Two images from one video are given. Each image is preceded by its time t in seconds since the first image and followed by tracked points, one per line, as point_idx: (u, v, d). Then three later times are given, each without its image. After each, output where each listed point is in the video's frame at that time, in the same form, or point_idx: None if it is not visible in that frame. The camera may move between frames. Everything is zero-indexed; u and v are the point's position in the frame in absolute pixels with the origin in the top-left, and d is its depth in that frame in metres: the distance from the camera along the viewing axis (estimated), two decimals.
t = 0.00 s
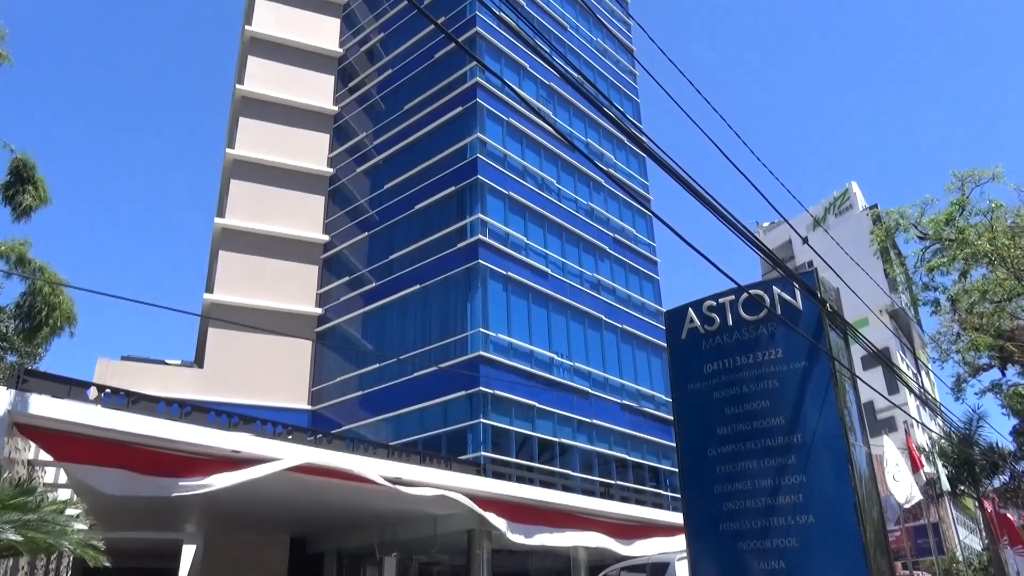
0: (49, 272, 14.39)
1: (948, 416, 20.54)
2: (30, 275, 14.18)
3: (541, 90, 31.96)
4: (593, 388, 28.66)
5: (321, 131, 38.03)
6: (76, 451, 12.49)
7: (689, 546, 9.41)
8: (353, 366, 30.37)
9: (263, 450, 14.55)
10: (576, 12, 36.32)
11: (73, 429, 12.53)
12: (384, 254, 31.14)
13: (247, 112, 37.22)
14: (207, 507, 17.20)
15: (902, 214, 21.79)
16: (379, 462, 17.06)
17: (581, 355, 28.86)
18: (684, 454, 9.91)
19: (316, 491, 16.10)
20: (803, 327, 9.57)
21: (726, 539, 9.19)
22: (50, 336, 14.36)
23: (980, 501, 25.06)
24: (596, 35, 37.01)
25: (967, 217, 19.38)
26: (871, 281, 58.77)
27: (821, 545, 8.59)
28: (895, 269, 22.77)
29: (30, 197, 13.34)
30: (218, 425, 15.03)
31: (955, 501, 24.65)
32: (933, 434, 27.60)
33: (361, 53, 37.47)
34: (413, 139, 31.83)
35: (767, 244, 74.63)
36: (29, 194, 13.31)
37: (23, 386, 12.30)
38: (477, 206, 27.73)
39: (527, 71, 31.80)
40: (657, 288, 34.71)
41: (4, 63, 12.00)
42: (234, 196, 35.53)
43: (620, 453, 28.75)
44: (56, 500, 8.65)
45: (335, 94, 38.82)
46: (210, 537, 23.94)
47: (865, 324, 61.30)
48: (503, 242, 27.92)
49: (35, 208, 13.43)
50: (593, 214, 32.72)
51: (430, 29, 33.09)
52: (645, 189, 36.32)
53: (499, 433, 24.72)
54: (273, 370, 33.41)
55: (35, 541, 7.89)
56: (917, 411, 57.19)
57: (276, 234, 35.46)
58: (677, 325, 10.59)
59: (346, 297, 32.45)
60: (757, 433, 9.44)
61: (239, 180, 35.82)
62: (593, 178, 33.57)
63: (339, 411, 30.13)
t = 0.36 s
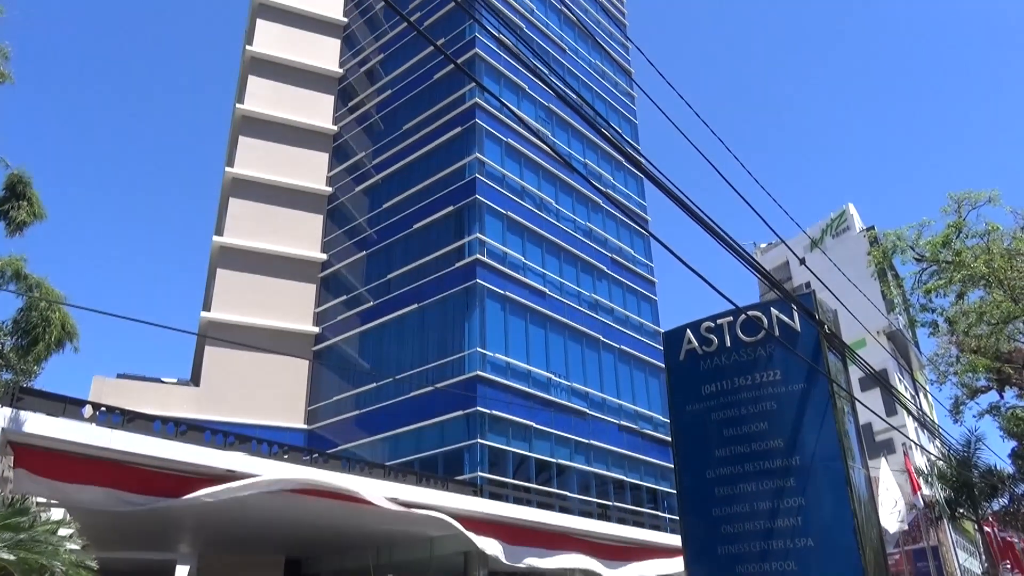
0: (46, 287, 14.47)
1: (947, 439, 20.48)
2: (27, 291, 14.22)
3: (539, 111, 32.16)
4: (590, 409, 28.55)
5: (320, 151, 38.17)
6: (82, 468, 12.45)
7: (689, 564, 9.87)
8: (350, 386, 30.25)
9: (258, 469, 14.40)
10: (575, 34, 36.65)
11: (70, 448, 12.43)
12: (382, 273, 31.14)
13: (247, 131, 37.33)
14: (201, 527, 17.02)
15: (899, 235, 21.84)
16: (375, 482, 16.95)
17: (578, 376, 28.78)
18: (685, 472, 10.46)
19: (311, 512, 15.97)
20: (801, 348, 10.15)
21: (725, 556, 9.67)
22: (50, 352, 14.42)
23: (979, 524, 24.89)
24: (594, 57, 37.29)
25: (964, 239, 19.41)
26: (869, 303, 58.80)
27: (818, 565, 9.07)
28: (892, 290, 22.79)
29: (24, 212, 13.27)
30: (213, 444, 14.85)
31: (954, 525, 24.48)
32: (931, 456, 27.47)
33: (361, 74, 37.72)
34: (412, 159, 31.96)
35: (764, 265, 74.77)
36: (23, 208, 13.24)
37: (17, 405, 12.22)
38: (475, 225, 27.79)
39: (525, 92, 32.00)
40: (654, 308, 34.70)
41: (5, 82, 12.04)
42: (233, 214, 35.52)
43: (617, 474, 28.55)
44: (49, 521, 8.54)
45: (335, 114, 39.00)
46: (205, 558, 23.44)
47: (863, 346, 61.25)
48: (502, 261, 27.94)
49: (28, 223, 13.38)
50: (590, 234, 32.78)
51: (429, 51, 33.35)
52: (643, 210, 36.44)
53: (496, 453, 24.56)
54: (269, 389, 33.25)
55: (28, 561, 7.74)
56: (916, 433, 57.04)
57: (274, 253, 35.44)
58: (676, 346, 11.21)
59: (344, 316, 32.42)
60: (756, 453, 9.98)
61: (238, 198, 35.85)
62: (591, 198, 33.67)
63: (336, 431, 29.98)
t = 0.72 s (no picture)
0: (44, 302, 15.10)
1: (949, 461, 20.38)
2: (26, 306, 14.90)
3: (539, 132, 32.33)
4: (590, 429, 28.42)
5: (320, 171, 38.31)
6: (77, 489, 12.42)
7: None
8: (350, 406, 30.13)
9: (257, 491, 14.20)
10: (574, 57, 36.95)
11: (71, 469, 12.36)
12: (382, 293, 31.14)
13: (248, 151, 37.49)
14: (196, 551, 16.84)
15: (899, 256, 21.87)
16: (372, 504, 16.83)
17: (578, 396, 28.68)
18: (687, 493, 10.88)
19: (308, 535, 15.82)
20: (802, 371, 10.68)
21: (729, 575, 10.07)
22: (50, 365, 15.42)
23: (982, 547, 24.69)
24: (594, 79, 37.55)
25: (963, 260, 19.41)
26: (869, 323, 58.77)
27: None
28: (892, 311, 22.78)
29: (17, 232, 13.35)
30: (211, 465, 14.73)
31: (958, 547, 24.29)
32: (933, 478, 27.29)
33: (362, 95, 37.96)
34: (412, 179, 32.09)
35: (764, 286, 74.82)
36: (17, 228, 13.34)
37: (14, 426, 12.22)
38: (476, 245, 27.84)
39: (526, 114, 32.20)
40: (654, 329, 34.66)
41: (6, 102, 12.12)
42: (233, 234, 35.56)
43: (617, 496, 28.36)
44: (45, 544, 8.45)
45: (336, 135, 39.18)
46: None
47: (863, 367, 61.14)
48: (501, 282, 27.96)
49: (20, 243, 13.46)
50: (590, 255, 32.83)
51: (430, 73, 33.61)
52: (642, 231, 36.51)
53: (496, 474, 24.42)
54: (268, 409, 33.12)
55: None
56: (917, 455, 56.81)
57: (273, 273, 35.46)
58: (677, 366, 11.67)
59: (343, 336, 32.39)
60: (758, 475, 10.43)
61: (238, 218, 35.93)
62: (591, 219, 33.75)
63: (334, 451, 29.82)
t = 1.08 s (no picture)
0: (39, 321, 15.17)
1: (947, 482, 20.32)
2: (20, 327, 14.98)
3: (536, 154, 32.50)
4: (587, 452, 28.29)
5: (317, 193, 38.42)
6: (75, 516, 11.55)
7: None
8: (346, 429, 30.02)
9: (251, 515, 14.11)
10: (570, 80, 37.25)
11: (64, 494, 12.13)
12: (378, 315, 31.14)
13: (245, 173, 37.61)
14: None
15: (895, 277, 21.93)
16: (368, 527, 16.71)
17: (575, 418, 28.60)
18: (688, 515, 11.85)
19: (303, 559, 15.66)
20: (798, 394, 11.67)
21: None
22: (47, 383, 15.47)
23: (982, 570, 24.54)
24: (590, 102, 37.83)
25: (959, 281, 19.47)
26: (866, 344, 58.81)
27: None
28: (888, 332, 22.82)
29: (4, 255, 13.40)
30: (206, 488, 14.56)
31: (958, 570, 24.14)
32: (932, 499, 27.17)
33: (359, 118, 38.17)
34: (409, 201, 32.22)
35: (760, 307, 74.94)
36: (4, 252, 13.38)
37: (7, 449, 12.10)
38: (472, 267, 27.89)
39: (522, 136, 32.39)
40: (651, 350, 34.64)
41: (5, 126, 12.18)
42: (230, 256, 35.55)
43: (615, 518, 28.18)
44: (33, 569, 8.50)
45: (333, 157, 39.33)
46: None
47: (860, 388, 61.12)
48: (498, 303, 27.97)
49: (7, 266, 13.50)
50: (587, 276, 32.89)
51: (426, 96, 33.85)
52: (639, 253, 36.61)
53: (493, 497, 24.31)
54: (263, 431, 32.96)
55: None
56: (916, 477, 56.63)
57: (270, 294, 35.43)
58: (676, 390, 12.81)
59: (340, 358, 32.31)
60: (757, 492, 11.37)
61: (235, 240, 35.96)
62: (587, 240, 33.84)
63: (330, 474, 29.64)
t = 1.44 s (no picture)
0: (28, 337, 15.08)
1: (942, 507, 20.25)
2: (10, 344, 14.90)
3: (530, 177, 32.66)
4: (582, 475, 28.14)
5: (312, 215, 38.46)
6: (54, 538, 10.37)
7: None
8: (338, 451, 29.86)
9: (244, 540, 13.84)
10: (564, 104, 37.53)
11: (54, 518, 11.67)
12: (372, 337, 31.07)
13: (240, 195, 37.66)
14: None
15: (888, 300, 22.01)
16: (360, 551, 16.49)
17: (570, 441, 28.48)
18: (690, 529, 13.82)
19: None
20: (790, 421, 13.64)
21: None
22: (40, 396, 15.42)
23: None
24: (584, 125, 38.09)
25: (951, 304, 19.56)
26: (860, 368, 58.86)
27: None
28: (882, 355, 22.86)
29: None
30: (196, 512, 14.32)
31: None
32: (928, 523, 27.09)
33: (355, 141, 38.35)
34: (404, 224, 32.30)
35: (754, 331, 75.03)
36: None
37: None
38: (467, 290, 27.92)
39: (517, 159, 32.58)
40: (645, 373, 34.60)
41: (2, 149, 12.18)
42: (224, 278, 35.48)
43: (610, 543, 27.98)
44: None
45: (328, 179, 39.43)
46: None
47: (854, 411, 61.07)
48: (493, 326, 27.96)
49: None
50: (581, 298, 32.93)
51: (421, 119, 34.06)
52: (633, 275, 36.69)
53: (486, 521, 24.16)
54: (255, 454, 32.71)
55: None
56: (910, 501, 56.46)
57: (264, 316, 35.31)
58: (673, 416, 14.89)
59: (333, 381, 32.19)
60: (752, 510, 13.36)
61: (229, 261, 35.90)
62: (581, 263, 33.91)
63: (323, 498, 29.40)
